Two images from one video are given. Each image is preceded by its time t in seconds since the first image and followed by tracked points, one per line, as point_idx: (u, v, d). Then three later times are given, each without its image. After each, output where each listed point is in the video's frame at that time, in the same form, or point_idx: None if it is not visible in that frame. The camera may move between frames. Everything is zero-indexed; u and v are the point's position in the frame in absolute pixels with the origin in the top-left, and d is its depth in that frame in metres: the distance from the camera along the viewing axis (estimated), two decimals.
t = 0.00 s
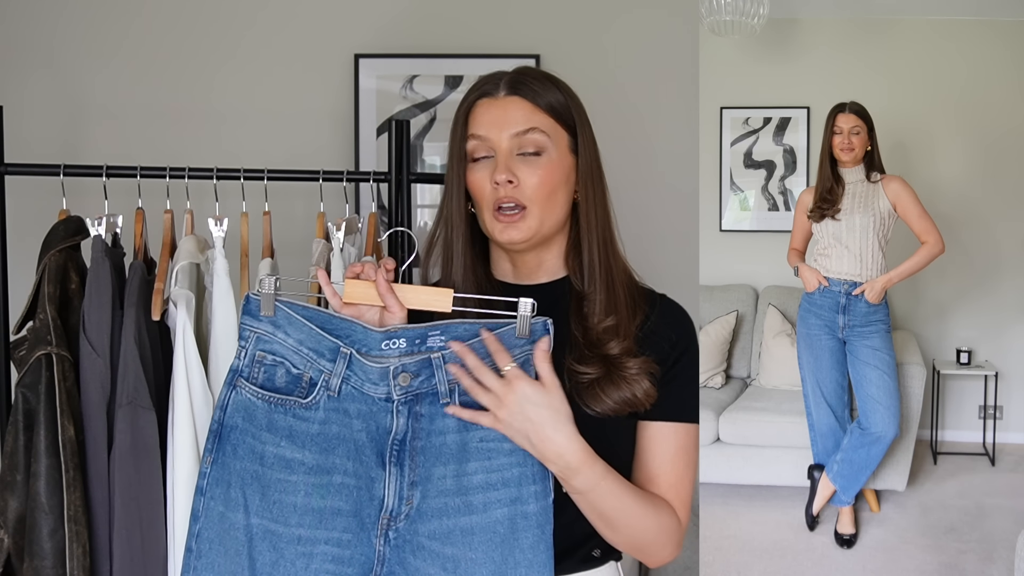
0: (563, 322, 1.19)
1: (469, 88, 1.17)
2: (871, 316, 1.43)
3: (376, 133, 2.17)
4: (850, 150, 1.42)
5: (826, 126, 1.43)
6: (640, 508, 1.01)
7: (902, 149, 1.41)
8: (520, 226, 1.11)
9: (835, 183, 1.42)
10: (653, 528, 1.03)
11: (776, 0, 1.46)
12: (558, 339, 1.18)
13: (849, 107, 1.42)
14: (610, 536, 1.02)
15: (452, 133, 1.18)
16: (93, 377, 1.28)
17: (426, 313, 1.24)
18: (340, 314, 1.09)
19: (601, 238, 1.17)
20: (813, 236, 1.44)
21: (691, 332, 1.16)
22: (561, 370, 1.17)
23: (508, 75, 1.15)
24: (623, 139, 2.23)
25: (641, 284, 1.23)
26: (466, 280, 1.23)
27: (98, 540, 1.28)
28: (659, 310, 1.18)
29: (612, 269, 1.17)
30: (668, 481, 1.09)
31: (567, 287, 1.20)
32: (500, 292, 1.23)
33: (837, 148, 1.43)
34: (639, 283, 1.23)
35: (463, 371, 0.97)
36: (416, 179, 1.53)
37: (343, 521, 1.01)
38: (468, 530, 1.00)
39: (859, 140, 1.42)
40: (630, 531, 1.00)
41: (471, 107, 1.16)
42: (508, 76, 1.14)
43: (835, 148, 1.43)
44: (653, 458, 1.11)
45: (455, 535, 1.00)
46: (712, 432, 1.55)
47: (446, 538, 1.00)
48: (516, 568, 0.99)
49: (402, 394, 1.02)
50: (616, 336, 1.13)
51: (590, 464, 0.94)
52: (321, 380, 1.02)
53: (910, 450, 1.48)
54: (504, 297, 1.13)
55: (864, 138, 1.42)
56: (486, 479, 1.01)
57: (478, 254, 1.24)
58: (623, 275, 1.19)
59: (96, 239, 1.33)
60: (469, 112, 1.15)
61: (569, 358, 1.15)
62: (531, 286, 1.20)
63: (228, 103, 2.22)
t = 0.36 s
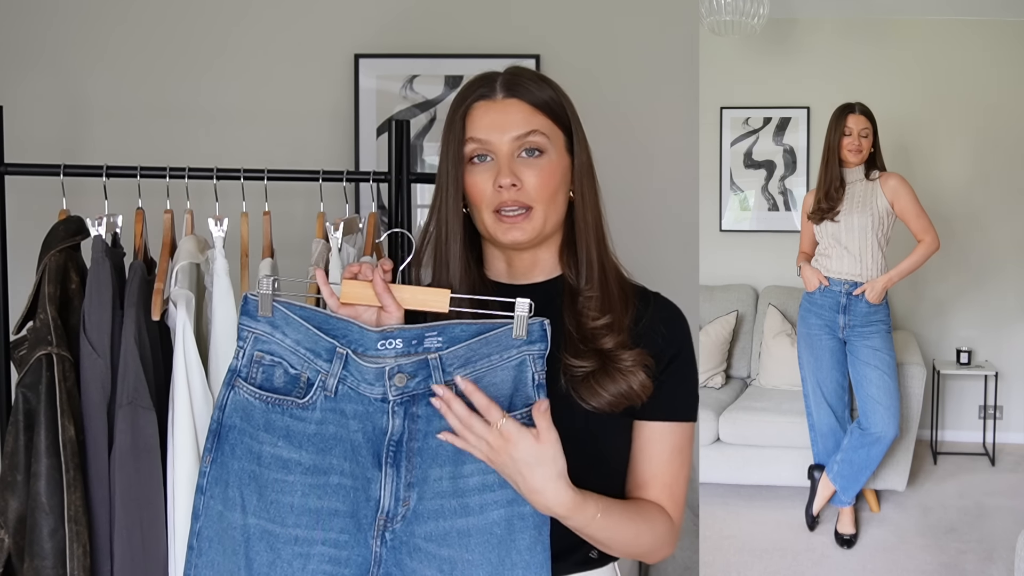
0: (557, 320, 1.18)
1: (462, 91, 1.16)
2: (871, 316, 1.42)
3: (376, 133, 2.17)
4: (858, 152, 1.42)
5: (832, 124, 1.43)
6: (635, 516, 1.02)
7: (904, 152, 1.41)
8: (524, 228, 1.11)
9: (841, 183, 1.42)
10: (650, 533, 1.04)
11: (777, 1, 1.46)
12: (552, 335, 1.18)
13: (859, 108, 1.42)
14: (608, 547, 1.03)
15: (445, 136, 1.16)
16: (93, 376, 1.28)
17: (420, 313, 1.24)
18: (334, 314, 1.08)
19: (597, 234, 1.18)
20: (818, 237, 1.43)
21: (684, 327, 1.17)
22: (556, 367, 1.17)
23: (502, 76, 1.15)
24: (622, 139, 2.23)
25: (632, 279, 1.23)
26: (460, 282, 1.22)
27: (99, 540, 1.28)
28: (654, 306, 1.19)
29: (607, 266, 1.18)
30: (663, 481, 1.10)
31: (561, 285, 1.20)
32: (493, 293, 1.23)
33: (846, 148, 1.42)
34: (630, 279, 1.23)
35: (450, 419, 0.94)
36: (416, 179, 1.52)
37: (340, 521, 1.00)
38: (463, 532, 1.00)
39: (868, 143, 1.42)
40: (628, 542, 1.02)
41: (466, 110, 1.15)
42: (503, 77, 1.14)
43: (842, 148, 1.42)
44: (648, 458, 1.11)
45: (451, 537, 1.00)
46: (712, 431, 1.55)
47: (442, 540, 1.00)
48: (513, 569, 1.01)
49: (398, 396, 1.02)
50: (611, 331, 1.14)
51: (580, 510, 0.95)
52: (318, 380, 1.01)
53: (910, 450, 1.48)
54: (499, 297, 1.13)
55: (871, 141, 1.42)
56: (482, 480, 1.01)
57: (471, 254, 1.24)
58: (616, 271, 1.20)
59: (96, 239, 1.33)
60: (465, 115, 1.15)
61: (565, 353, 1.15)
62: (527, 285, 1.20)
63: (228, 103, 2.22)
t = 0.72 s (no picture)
0: (554, 320, 1.19)
1: (455, 94, 1.16)
2: (871, 316, 1.42)
3: (376, 133, 2.17)
4: (859, 151, 1.42)
5: (834, 124, 1.42)
6: (635, 513, 1.02)
7: (908, 151, 1.41)
8: (517, 232, 1.11)
9: (844, 183, 1.41)
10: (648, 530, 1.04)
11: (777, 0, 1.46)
12: (550, 335, 1.18)
13: (860, 107, 1.42)
14: (606, 544, 1.03)
15: (439, 139, 1.17)
16: (93, 377, 1.28)
17: (417, 313, 1.24)
18: (332, 314, 1.08)
19: (593, 234, 1.18)
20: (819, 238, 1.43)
21: (682, 327, 1.17)
22: (553, 366, 1.17)
23: (495, 78, 1.14)
24: (622, 139, 2.23)
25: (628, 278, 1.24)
26: (458, 283, 1.23)
27: (99, 540, 1.28)
28: (652, 304, 1.19)
29: (603, 266, 1.18)
30: (662, 480, 1.10)
31: (558, 285, 1.20)
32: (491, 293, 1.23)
33: (847, 147, 1.42)
34: (628, 279, 1.23)
35: (449, 413, 0.95)
36: (416, 179, 1.53)
37: (339, 521, 1.00)
38: (461, 533, 1.00)
39: (869, 142, 1.42)
40: (626, 538, 1.02)
41: (459, 113, 1.15)
42: (495, 80, 1.14)
43: (845, 148, 1.42)
44: (646, 457, 1.11)
45: (449, 537, 1.00)
46: (712, 431, 1.55)
47: (440, 540, 1.00)
48: (511, 569, 1.00)
49: (396, 395, 1.02)
50: (607, 332, 1.14)
51: (580, 502, 0.96)
52: (316, 381, 1.02)
53: (910, 450, 1.48)
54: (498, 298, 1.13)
55: (873, 139, 1.42)
56: (479, 481, 1.01)
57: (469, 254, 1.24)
58: (614, 271, 1.20)
59: (96, 239, 1.33)
60: (458, 118, 1.15)
61: (562, 353, 1.15)
62: (524, 284, 1.20)
63: (228, 103, 2.22)
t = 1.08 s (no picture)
0: (558, 319, 1.19)
1: (461, 95, 1.16)
2: (879, 310, 1.41)
3: (376, 133, 2.17)
4: (860, 144, 1.42)
5: (835, 120, 1.42)
6: (637, 509, 1.03)
7: (910, 145, 1.41)
8: (523, 233, 1.11)
9: (846, 179, 1.41)
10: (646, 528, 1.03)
11: (777, 1, 1.46)
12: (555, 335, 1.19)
13: (859, 102, 1.42)
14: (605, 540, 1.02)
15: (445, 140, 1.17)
16: (93, 377, 1.28)
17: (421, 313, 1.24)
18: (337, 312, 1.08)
19: (599, 234, 1.18)
20: (813, 228, 1.43)
21: (688, 330, 1.17)
22: (557, 365, 1.18)
23: (501, 79, 1.14)
24: (622, 139, 2.23)
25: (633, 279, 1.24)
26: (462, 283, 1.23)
27: (98, 539, 1.28)
28: (657, 306, 1.19)
29: (608, 267, 1.19)
30: (666, 481, 1.09)
31: (564, 287, 1.20)
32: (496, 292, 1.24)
33: (847, 142, 1.42)
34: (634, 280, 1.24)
35: (440, 411, 0.96)
36: (416, 179, 1.52)
37: (341, 520, 1.00)
38: (464, 533, 1.00)
39: (869, 134, 1.42)
40: (626, 532, 1.01)
41: (465, 115, 1.15)
42: (501, 81, 1.14)
43: (846, 142, 1.42)
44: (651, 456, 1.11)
45: (452, 538, 1.00)
46: (711, 432, 1.54)
47: (443, 540, 1.00)
48: (513, 570, 1.00)
49: (399, 395, 1.02)
50: (612, 332, 1.14)
51: (577, 484, 0.95)
52: (321, 379, 1.02)
53: (911, 450, 1.48)
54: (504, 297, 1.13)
55: (873, 132, 1.42)
56: (483, 480, 1.01)
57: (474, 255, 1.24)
58: (619, 272, 1.21)
59: (96, 239, 1.33)
60: (464, 119, 1.15)
61: (567, 353, 1.16)
62: (530, 285, 1.21)
63: (228, 103, 2.22)
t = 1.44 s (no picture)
0: (565, 318, 1.19)
1: (468, 93, 1.16)
2: (880, 308, 1.41)
3: (376, 133, 2.17)
4: (860, 142, 1.41)
5: (834, 120, 1.42)
6: (650, 508, 1.04)
7: (911, 142, 1.40)
8: (531, 231, 1.12)
9: (846, 177, 1.41)
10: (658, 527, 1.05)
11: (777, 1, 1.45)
12: (562, 333, 1.19)
13: (856, 100, 1.41)
14: (617, 539, 1.04)
15: (451, 138, 1.17)
16: (93, 377, 1.28)
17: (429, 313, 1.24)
18: (342, 314, 1.08)
19: (605, 233, 1.19)
20: (813, 223, 1.43)
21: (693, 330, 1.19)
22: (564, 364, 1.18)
23: (507, 77, 1.15)
24: (622, 139, 2.23)
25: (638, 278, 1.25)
26: (471, 282, 1.23)
27: (98, 540, 1.28)
28: (663, 305, 1.20)
29: (615, 266, 1.19)
30: (673, 480, 1.12)
31: (571, 285, 1.21)
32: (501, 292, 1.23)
33: (847, 141, 1.41)
34: (639, 279, 1.25)
35: (466, 411, 0.96)
36: (417, 178, 1.52)
37: (349, 522, 1.00)
38: (473, 533, 1.00)
39: (868, 131, 1.41)
40: (641, 531, 1.03)
41: (471, 112, 1.15)
42: (508, 79, 1.14)
43: (846, 141, 1.41)
44: (657, 455, 1.13)
45: (461, 538, 1.00)
46: (712, 431, 1.54)
47: (452, 541, 1.00)
48: (523, 570, 1.00)
49: (405, 395, 1.02)
50: (621, 331, 1.15)
51: (603, 487, 0.97)
52: (326, 381, 1.02)
53: (911, 451, 1.46)
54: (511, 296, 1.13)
55: (873, 129, 1.41)
56: (490, 481, 1.01)
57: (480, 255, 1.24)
58: (625, 271, 1.21)
59: (95, 239, 1.33)
60: (470, 117, 1.15)
61: (575, 351, 1.16)
62: (537, 285, 1.21)
63: (228, 103, 2.22)
